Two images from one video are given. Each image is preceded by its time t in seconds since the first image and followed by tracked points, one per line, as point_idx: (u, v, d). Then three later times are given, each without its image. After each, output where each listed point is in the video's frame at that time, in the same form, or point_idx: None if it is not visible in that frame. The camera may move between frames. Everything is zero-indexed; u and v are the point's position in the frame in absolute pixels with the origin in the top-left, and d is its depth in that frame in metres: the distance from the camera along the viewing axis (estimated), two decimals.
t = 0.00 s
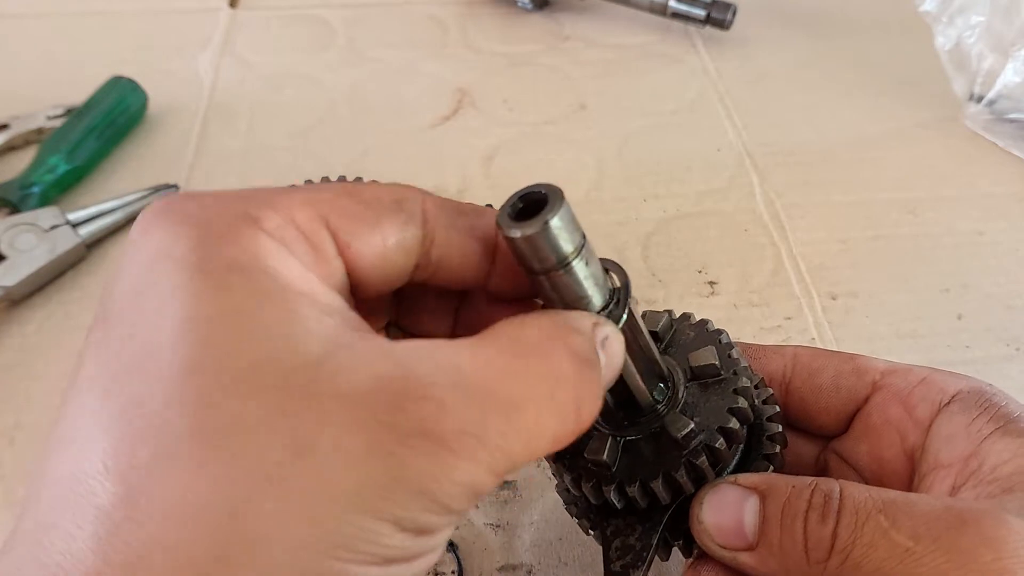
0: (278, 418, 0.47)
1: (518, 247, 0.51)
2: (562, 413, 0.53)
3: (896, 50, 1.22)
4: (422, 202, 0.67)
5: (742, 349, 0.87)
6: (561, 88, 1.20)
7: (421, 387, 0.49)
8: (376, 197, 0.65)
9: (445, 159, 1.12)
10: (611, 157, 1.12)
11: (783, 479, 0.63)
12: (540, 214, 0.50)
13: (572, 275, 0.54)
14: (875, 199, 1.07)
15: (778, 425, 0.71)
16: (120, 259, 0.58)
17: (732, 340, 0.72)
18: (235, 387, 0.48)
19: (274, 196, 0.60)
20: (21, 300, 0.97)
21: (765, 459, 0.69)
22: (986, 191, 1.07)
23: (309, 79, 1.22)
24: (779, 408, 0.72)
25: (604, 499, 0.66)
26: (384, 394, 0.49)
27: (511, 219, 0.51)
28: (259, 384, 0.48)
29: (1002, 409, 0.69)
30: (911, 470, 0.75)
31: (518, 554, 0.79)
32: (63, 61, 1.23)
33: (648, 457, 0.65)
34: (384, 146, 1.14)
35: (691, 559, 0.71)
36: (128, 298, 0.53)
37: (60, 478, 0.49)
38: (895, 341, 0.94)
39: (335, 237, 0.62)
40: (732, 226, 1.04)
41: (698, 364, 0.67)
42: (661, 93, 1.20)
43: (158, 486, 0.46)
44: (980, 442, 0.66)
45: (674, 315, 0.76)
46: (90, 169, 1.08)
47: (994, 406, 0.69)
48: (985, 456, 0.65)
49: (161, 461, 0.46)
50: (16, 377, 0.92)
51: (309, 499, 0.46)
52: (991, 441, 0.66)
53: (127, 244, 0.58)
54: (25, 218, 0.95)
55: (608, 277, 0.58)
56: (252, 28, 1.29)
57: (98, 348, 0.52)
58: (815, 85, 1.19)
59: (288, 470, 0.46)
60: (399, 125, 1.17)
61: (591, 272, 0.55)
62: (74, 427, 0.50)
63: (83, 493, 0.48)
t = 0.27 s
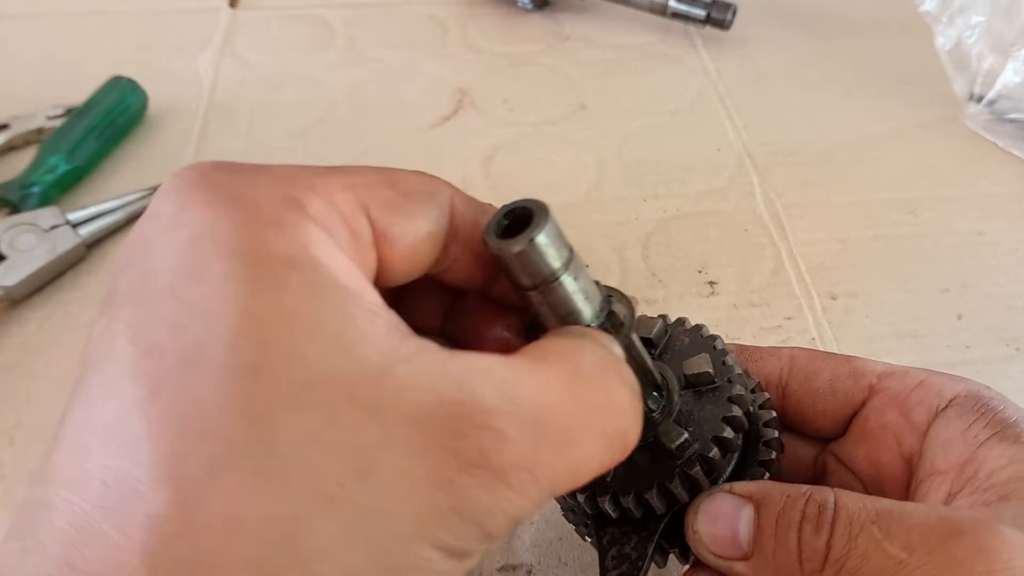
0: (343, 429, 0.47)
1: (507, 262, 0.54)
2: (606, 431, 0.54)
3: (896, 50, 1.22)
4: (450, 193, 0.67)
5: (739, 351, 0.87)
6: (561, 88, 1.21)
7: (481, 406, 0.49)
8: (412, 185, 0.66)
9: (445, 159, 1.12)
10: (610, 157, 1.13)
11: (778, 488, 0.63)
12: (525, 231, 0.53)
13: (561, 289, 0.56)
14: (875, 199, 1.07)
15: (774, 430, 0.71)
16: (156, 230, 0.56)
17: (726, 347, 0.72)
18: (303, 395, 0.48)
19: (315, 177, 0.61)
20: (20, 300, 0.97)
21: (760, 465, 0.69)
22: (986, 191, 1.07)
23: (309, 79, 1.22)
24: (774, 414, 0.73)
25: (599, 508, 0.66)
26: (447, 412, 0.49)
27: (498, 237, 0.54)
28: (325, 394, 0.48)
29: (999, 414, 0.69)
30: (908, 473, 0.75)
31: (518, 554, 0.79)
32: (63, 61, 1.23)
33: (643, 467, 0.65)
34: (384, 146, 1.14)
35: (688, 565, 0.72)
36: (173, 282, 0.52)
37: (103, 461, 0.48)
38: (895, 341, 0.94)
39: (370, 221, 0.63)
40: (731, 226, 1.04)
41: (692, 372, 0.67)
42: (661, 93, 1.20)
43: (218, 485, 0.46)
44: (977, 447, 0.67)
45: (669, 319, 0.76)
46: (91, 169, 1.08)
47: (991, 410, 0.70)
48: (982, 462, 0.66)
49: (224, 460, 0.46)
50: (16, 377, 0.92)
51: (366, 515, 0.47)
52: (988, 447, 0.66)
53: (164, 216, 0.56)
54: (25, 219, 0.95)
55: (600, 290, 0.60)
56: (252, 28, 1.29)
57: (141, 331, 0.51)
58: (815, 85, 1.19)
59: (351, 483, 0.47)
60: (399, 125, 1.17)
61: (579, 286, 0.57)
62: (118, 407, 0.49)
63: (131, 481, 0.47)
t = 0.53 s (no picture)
0: (385, 455, 0.48)
1: (500, 280, 0.51)
2: (609, 497, 0.55)
3: (896, 50, 1.22)
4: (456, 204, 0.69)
5: (738, 353, 0.87)
6: (561, 88, 1.21)
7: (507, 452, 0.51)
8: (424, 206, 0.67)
9: (444, 159, 1.12)
10: (610, 157, 1.12)
11: (776, 493, 0.63)
12: (520, 247, 0.51)
13: (556, 305, 0.54)
14: (875, 199, 1.07)
15: (772, 437, 0.71)
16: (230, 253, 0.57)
17: (724, 354, 0.72)
18: (356, 418, 0.49)
19: (387, 234, 0.60)
20: (20, 300, 0.97)
21: (759, 472, 0.69)
22: (986, 191, 1.07)
23: (309, 79, 1.22)
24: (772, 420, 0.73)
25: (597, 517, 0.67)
26: (483, 451, 0.50)
27: (491, 253, 0.51)
28: (371, 421, 0.49)
29: (999, 414, 0.69)
30: (907, 474, 0.75)
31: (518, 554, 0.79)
32: (63, 61, 1.23)
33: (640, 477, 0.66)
34: (384, 146, 1.14)
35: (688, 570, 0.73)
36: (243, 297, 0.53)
37: (146, 452, 0.48)
38: (895, 341, 0.94)
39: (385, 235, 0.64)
40: (731, 226, 1.04)
41: (690, 380, 0.67)
42: (661, 93, 1.20)
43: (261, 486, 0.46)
44: (976, 449, 0.67)
45: (666, 323, 0.75)
46: (91, 169, 1.08)
47: (991, 411, 0.70)
48: (982, 463, 0.66)
49: (271, 468, 0.47)
50: (15, 377, 0.92)
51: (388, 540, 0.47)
52: (988, 448, 0.66)
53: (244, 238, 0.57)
54: (24, 219, 0.96)
55: (595, 301, 0.58)
56: (252, 28, 1.29)
57: (207, 338, 0.52)
58: (815, 85, 1.19)
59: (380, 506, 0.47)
60: (399, 125, 1.17)
61: (575, 300, 0.55)
62: (173, 408, 0.49)
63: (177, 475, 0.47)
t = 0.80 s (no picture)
0: (326, 449, 0.47)
1: (504, 264, 0.53)
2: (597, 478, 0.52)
3: (896, 50, 1.22)
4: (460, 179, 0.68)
5: (738, 351, 0.87)
6: (561, 88, 1.21)
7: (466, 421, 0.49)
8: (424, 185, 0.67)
9: (444, 159, 1.12)
10: (610, 157, 1.12)
11: (777, 487, 0.63)
12: (523, 232, 0.53)
13: (558, 291, 0.56)
14: (875, 199, 1.07)
15: (773, 430, 0.72)
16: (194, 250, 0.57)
17: (724, 348, 0.73)
18: (302, 424, 0.48)
19: (329, 201, 0.61)
20: (20, 300, 0.97)
21: (759, 466, 0.69)
22: (986, 192, 1.07)
23: (309, 80, 1.22)
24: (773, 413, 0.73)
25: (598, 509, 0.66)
26: (448, 433, 0.48)
27: (494, 239, 0.54)
28: (313, 416, 0.48)
29: (1000, 412, 0.69)
30: (908, 471, 0.75)
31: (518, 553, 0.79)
32: (62, 61, 1.23)
33: (641, 468, 0.65)
34: (384, 146, 1.14)
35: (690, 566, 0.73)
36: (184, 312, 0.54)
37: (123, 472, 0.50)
38: (895, 341, 0.94)
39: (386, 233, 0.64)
40: (732, 226, 1.04)
41: (690, 373, 0.67)
42: (661, 93, 1.20)
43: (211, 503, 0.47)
44: (978, 445, 0.67)
45: (666, 319, 0.76)
46: (90, 169, 1.08)
47: (992, 408, 0.70)
48: (983, 459, 0.65)
49: (220, 480, 0.48)
50: (15, 378, 0.92)
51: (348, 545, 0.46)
52: (989, 444, 0.66)
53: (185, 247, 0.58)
54: (24, 219, 0.95)
55: (595, 292, 0.60)
56: (252, 29, 1.29)
57: (155, 357, 0.53)
58: (815, 85, 1.19)
59: (338, 500, 0.47)
60: (399, 125, 1.17)
61: (575, 288, 0.57)
62: (128, 430, 0.52)
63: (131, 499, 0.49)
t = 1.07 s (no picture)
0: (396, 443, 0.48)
1: (487, 314, 0.50)
2: (625, 503, 0.54)
3: (895, 50, 1.22)
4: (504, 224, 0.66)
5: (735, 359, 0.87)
6: (561, 88, 1.21)
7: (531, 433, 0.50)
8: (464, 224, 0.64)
9: (445, 159, 1.12)
10: (610, 157, 1.13)
11: (769, 505, 0.63)
12: (506, 281, 0.50)
13: (546, 335, 0.52)
14: (875, 199, 1.07)
15: (768, 446, 0.72)
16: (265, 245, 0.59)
17: (716, 366, 0.72)
18: (376, 408, 0.49)
19: (395, 228, 0.61)
20: (21, 300, 0.97)
21: (756, 482, 0.70)
22: (986, 191, 1.07)
23: (309, 80, 1.22)
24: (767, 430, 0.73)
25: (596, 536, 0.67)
26: (506, 436, 0.49)
27: (476, 286, 0.51)
28: (388, 409, 0.49)
29: (994, 420, 0.69)
30: (905, 479, 0.75)
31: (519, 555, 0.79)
32: (62, 61, 1.23)
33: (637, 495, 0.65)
34: (384, 146, 1.14)
35: None
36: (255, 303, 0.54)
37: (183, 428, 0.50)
38: (895, 341, 0.94)
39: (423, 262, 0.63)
40: (731, 226, 1.04)
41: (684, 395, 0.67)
42: (661, 93, 1.20)
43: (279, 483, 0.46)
44: (972, 455, 0.67)
45: (658, 335, 0.75)
46: (91, 169, 1.08)
47: (986, 416, 0.70)
48: (977, 470, 0.65)
49: (289, 464, 0.47)
50: (15, 378, 0.92)
51: (399, 531, 0.46)
52: (983, 454, 0.66)
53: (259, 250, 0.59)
54: (24, 219, 0.96)
55: (585, 327, 0.56)
56: (252, 29, 1.29)
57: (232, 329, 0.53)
58: (815, 85, 1.19)
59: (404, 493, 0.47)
60: (399, 125, 1.17)
61: (565, 328, 0.53)
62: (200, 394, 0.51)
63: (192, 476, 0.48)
